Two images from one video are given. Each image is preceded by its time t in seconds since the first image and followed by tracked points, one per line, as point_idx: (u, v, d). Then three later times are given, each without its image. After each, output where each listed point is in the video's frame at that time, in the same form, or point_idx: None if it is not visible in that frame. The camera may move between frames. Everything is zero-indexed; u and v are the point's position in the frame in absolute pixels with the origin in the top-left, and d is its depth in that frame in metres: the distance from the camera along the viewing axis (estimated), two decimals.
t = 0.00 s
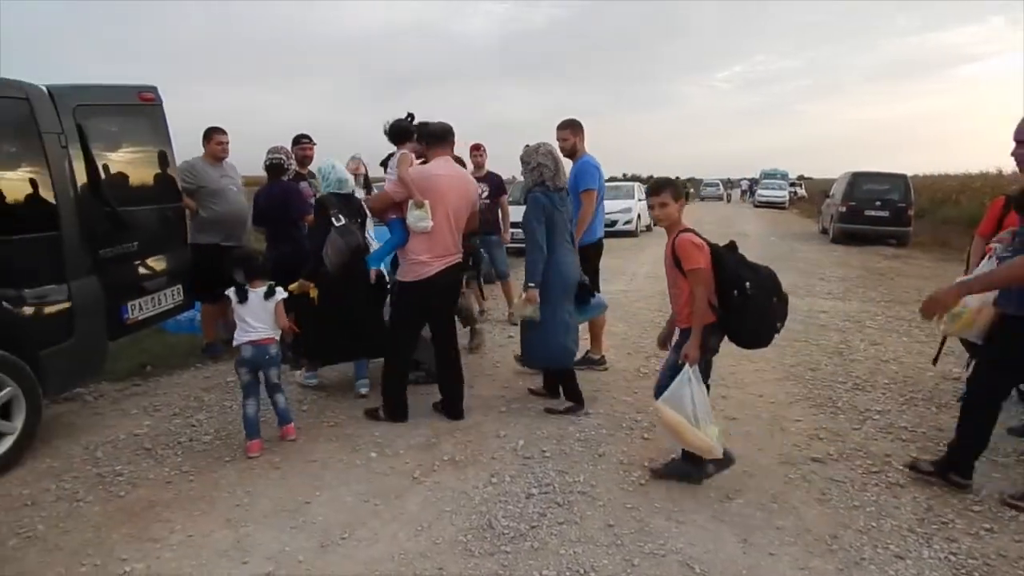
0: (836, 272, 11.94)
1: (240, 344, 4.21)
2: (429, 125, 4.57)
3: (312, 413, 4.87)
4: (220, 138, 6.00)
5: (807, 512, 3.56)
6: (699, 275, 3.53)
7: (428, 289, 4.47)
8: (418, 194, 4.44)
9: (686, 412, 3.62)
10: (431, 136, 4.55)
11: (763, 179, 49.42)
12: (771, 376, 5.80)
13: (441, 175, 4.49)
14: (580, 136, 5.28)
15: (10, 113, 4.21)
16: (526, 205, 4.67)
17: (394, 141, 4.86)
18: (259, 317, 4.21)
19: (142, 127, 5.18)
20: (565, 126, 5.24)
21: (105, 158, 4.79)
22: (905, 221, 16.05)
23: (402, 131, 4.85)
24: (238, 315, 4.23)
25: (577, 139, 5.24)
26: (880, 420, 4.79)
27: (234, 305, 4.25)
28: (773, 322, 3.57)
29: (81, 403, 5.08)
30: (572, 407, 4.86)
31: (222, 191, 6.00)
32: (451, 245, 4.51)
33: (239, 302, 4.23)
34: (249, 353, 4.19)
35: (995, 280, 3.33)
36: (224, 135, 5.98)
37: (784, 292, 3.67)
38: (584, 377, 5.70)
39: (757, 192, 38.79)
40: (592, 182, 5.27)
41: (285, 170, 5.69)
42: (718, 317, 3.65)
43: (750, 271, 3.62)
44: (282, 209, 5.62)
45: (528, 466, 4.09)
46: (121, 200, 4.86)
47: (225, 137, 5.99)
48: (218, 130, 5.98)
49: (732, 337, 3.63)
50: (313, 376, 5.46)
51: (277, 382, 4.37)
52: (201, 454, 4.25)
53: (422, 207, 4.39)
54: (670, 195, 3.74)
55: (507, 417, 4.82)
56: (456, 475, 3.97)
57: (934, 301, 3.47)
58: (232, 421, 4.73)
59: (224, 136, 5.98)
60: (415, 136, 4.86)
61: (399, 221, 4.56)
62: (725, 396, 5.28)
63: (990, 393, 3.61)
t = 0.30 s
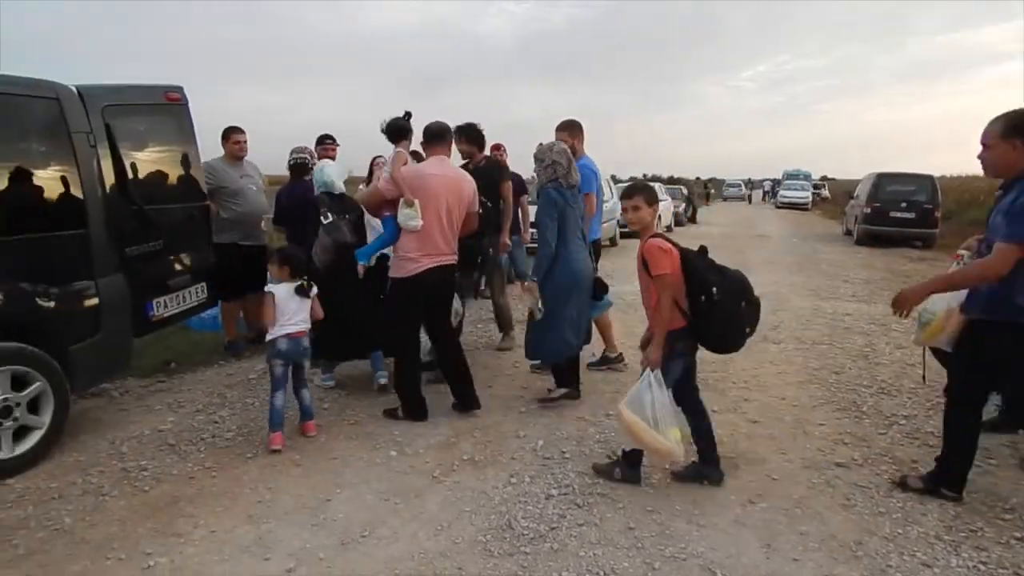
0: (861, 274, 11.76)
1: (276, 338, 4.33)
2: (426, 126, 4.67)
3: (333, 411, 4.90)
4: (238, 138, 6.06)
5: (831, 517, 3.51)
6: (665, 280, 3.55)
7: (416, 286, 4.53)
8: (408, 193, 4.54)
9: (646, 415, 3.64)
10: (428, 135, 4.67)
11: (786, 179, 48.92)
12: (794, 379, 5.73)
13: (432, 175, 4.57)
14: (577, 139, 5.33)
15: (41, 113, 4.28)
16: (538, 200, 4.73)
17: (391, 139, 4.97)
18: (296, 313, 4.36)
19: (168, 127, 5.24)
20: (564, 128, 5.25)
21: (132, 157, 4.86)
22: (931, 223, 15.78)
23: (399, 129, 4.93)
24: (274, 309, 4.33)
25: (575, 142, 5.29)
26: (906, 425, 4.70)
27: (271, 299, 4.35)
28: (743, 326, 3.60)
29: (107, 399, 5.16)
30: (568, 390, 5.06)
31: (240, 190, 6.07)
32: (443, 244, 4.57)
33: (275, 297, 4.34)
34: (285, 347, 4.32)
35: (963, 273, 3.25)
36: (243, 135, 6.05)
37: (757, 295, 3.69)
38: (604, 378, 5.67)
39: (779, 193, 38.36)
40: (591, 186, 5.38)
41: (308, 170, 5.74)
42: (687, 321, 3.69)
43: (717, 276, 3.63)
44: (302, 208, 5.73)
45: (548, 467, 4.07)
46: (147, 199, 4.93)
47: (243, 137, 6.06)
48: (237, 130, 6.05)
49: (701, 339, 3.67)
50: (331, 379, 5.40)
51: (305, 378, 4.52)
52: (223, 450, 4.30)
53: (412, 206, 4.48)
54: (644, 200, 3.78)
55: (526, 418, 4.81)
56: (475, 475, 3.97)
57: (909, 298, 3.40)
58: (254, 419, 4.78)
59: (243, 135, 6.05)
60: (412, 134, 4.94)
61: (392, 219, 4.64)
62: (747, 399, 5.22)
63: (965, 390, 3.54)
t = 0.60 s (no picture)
0: (882, 276, 11.62)
1: (295, 332, 4.38)
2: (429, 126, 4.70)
3: (350, 409, 4.93)
4: (258, 137, 6.11)
5: (851, 522, 3.46)
6: (634, 274, 3.55)
7: (416, 285, 4.60)
8: (408, 193, 4.60)
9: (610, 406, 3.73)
10: (431, 135, 4.70)
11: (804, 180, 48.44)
12: (813, 381, 5.66)
13: (431, 174, 4.60)
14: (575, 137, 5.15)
15: (65, 112, 4.33)
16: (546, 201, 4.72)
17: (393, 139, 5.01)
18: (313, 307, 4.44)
19: (189, 126, 5.30)
20: (559, 127, 5.05)
21: (154, 156, 4.91)
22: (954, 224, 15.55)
23: (400, 129, 4.97)
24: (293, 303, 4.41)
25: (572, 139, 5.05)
26: (928, 429, 4.63)
27: (295, 294, 4.43)
28: (713, 319, 3.54)
29: (127, 394, 5.22)
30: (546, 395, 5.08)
31: (257, 189, 6.12)
32: (442, 242, 4.62)
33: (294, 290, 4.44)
34: (304, 340, 4.39)
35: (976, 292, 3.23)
36: (262, 134, 6.08)
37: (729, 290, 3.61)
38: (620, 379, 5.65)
39: (798, 193, 38.00)
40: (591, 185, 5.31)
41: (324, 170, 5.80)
42: (658, 313, 3.66)
43: (687, 267, 3.60)
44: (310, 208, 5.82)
45: (563, 467, 4.06)
46: (168, 197, 4.98)
47: (263, 136, 6.09)
48: (257, 129, 6.08)
49: (674, 333, 3.64)
50: (347, 376, 5.44)
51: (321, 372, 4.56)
52: (241, 447, 4.33)
53: (411, 205, 4.54)
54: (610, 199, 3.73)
55: (542, 417, 4.81)
56: (491, 475, 3.97)
57: (966, 341, 3.31)
58: (271, 415, 4.81)
59: (262, 135, 6.08)
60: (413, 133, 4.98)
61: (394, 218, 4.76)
62: (764, 401, 5.18)
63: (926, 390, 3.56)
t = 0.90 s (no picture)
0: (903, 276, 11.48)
1: (298, 330, 4.53)
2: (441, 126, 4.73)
3: (368, 408, 4.96)
4: (282, 138, 6.17)
5: (873, 525, 3.42)
6: (605, 273, 3.64)
7: (432, 283, 4.64)
8: (421, 193, 4.62)
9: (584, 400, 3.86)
10: (443, 135, 4.71)
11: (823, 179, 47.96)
12: (833, 383, 5.61)
13: (444, 174, 4.63)
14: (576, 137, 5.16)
15: (90, 113, 4.40)
16: (548, 202, 4.77)
17: (406, 141, 5.06)
18: (319, 306, 4.55)
19: (210, 127, 5.36)
20: (560, 127, 5.14)
21: (176, 156, 4.98)
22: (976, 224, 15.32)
23: (414, 131, 5.02)
24: (299, 302, 4.52)
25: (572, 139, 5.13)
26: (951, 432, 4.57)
27: (297, 293, 4.53)
28: (674, 323, 3.65)
29: (149, 392, 5.29)
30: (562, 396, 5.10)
31: (278, 190, 6.17)
32: (457, 240, 4.64)
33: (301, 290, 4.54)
34: (308, 339, 4.54)
35: (969, 303, 3.12)
36: (286, 135, 6.13)
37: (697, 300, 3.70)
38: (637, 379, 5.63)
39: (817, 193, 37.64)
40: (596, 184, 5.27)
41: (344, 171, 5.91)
42: (625, 313, 3.75)
43: (655, 271, 3.69)
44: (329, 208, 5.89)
45: (581, 467, 4.06)
46: (190, 197, 5.05)
47: (287, 137, 6.14)
48: (281, 131, 6.14)
49: (642, 336, 3.74)
50: (364, 375, 5.48)
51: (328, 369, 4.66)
52: (261, 444, 4.37)
53: (425, 204, 4.57)
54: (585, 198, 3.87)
55: (559, 417, 4.80)
56: (509, 474, 3.98)
57: (971, 353, 3.19)
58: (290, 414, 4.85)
59: (286, 136, 6.13)
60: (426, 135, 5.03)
61: (409, 218, 4.77)
62: (784, 402, 5.14)
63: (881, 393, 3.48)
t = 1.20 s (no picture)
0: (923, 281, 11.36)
1: (307, 324, 4.71)
2: (454, 127, 4.75)
3: (383, 406, 4.99)
4: (302, 137, 6.22)
5: (891, 532, 3.39)
6: (586, 263, 3.88)
7: (442, 282, 4.65)
8: (433, 193, 4.66)
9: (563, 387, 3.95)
10: (454, 135, 4.75)
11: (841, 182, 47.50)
12: (851, 387, 5.56)
13: (455, 174, 4.66)
14: (580, 137, 5.09)
15: (115, 113, 4.46)
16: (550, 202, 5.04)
17: (420, 141, 5.09)
18: (326, 300, 4.74)
19: (231, 127, 5.42)
20: (564, 127, 5.08)
21: (197, 156, 5.04)
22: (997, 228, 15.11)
23: (429, 131, 5.03)
24: (307, 297, 4.68)
25: (575, 140, 5.06)
26: (972, 438, 4.51)
27: (305, 289, 4.70)
28: (651, 311, 3.89)
29: (168, 388, 5.36)
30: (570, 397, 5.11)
31: (297, 189, 6.22)
32: (468, 240, 4.67)
33: (308, 286, 4.70)
34: (317, 331, 4.73)
35: (888, 304, 3.13)
36: (306, 134, 6.19)
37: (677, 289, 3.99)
38: (652, 381, 5.62)
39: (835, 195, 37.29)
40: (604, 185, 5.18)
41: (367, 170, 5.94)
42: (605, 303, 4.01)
43: (635, 262, 3.92)
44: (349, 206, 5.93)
45: (596, 468, 4.06)
46: (210, 196, 5.11)
47: (307, 137, 6.19)
48: (301, 130, 6.20)
49: (620, 323, 3.99)
50: (364, 373, 5.51)
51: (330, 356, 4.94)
52: (278, 441, 4.41)
53: (436, 204, 4.60)
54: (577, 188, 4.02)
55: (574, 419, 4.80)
56: (524, 475, 3.98)
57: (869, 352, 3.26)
58: (306, 412, 4.89)
59: (306, 135, 6.18)
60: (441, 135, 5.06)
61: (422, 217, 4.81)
62: (801, 406, 5.10)
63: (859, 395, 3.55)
